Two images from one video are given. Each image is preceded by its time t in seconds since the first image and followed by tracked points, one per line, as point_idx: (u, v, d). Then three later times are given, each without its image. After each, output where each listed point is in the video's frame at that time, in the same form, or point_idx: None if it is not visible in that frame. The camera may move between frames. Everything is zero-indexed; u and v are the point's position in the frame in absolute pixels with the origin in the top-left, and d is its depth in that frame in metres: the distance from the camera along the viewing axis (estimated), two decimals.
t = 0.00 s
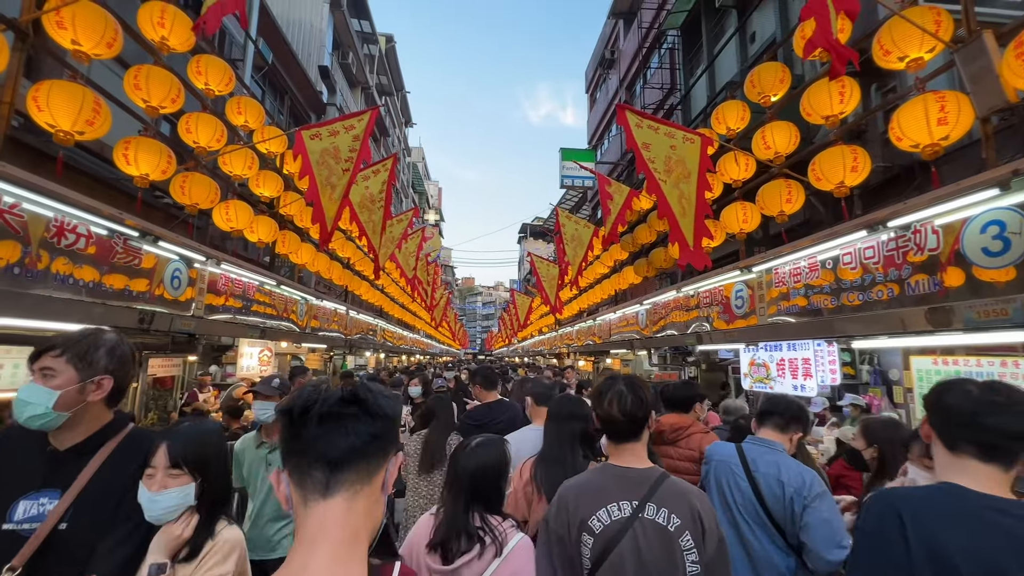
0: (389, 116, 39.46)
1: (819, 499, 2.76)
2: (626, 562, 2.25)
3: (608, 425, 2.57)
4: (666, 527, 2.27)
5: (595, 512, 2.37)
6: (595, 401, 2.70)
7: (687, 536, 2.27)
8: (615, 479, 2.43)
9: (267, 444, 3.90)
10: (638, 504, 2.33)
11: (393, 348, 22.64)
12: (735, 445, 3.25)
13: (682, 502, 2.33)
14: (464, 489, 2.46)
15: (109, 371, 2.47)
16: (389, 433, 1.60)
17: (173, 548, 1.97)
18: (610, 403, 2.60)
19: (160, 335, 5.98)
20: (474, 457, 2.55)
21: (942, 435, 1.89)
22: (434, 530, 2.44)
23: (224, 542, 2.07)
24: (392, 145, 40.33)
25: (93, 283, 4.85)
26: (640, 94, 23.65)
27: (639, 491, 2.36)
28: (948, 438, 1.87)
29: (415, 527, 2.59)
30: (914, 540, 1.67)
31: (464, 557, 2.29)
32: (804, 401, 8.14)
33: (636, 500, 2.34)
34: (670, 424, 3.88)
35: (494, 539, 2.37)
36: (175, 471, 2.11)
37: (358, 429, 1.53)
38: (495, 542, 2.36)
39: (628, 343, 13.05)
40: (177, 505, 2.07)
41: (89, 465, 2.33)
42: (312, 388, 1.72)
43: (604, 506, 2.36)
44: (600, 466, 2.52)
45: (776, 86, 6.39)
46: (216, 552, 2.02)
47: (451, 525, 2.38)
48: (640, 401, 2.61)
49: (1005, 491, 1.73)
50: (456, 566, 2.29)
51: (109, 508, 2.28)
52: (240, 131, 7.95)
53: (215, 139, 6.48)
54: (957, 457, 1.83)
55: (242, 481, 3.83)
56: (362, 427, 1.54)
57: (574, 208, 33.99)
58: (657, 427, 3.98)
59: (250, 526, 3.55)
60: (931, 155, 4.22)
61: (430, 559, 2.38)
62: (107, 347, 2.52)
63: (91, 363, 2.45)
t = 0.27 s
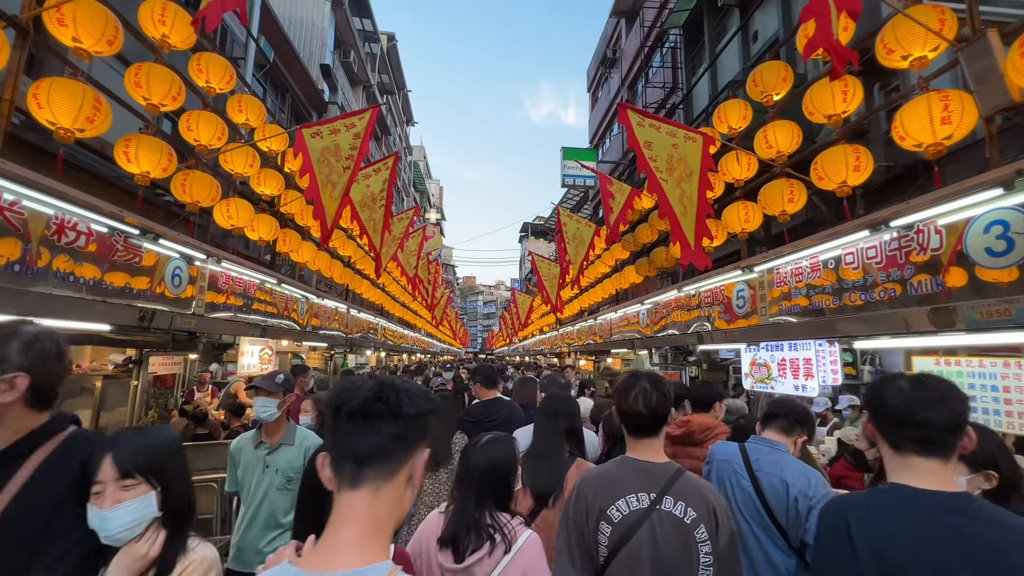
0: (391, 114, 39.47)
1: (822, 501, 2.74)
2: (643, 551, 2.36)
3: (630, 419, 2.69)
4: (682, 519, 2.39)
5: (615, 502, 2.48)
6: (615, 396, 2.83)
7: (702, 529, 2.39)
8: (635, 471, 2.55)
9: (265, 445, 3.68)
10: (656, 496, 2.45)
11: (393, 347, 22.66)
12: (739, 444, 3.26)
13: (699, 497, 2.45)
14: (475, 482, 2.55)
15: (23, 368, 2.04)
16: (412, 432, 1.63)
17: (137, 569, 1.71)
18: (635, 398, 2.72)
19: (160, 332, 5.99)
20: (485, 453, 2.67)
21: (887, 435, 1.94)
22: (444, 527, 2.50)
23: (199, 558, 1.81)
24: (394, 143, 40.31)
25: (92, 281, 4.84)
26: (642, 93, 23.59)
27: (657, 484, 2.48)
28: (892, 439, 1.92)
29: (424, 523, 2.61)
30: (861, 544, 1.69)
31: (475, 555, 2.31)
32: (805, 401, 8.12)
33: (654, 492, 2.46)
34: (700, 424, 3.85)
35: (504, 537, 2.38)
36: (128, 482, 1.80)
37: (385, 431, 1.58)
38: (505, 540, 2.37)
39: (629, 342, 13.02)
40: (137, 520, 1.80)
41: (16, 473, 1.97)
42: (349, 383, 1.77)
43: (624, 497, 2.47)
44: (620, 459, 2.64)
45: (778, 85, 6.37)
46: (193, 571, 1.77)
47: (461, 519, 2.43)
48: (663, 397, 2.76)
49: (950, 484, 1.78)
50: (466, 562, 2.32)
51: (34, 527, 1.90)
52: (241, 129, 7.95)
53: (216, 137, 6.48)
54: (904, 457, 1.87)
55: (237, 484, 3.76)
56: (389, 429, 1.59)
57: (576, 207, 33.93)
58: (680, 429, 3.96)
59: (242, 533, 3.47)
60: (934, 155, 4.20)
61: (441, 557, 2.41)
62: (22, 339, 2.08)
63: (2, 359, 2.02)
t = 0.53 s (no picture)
0: (394, 113, 39.47)
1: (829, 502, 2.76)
2: (662, 545, 2.50)
3: (655, 415, 2.84)
4: (702, 515, 2.54)
5: (637, 496, 2.62)
6: (641, 393, 2.95)
7: (718, 525, 2.55)
8: (656, 467, 2.69)
9: (266, 446, 3.65)
10: (677, 492, 2.59)
11: (396, 345, 22.69)
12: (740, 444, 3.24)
13: (715, 494, 2.62)
14: (490, 477, 2.67)
15: None
16: (467, 432, 1.71)
17: None
18: (670, 395, 2.84)
19: (164, 330, 6.02)
20: (498, 450, 2.80)
21: (833, 435, 2.13)
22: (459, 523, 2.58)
23: (171, 572, 1.79)
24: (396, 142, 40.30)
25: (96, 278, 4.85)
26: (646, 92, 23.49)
27: (678, 481, 2.63)
28: (839, 440, 2.10)
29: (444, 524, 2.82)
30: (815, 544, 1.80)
31: (489, 553, 2.37)
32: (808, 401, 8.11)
33: (676, 488, 2.61)
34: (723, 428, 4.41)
35: (517, 535, 2.44)
36: (78, 491, 1.72)
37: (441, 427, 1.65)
38: (518, 538, 2.42)
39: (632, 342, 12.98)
40: (93, 532, 1.74)
41: None
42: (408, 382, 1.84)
43: (646, 491, 2.62)
44: (641, 456, 2.77)
45: (783, 84, 6.34)
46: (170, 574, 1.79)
47: (477, 514, 2.53)
48: (692, 396, 2.91)
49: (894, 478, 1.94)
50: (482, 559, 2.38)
51: None
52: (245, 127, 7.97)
53: (220, 135, 6.50)
54: (846, 453, 2.07)
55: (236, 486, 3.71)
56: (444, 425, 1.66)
57: (579, 206, 33.84)
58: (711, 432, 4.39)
59: (239, 536, 3.39)
60: (939, 155, 4.18)
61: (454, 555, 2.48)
62: None
63: None
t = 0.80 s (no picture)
0: (396, 109, 39.38)
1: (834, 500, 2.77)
2: (674, 536, 2.59)
3: (675, 411, 2.85)
4: (714, 509, 2.62)
5: (650, 488, 2.70)
6: (664, 390, 2.94)
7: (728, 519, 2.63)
8: (672, 461, 2.75)
9: (256, 449, 3.52)
10: (689, 486, 2.67)
11: (398, 342, 22.71)
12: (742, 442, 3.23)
13: (727, 488, 2.69)
14: (502, 473, 2.74)
15: None
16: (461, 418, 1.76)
17: None
18: (699, 394, 2.87)
19: (167, 325, 6.04)
20: (512, 444, 2.85)
21: (819, 427, 2.12)
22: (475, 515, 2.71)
23: None
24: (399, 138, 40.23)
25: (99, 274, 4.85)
26: (649, 88, 23.35)
27: (691, 475, 2.70)
28: (824, 431, 2.09)
29: (455, 516, 2.89)
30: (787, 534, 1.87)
31: (504, 544, 2.51)
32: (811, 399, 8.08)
33: (688, 482, 2.68)
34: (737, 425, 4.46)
35: (530, 527, 2.55)
36: (37, 502, 1.59)
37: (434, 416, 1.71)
38: (531, 530, 2.53)
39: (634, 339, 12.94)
40: (54, 548, 1.60)
41: None
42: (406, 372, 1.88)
43: (660, 484, 2.69)
44: (655, 449, 2.85)
45: (788, 79, 6.29)
46: None
47: (491, 510, 2.64)
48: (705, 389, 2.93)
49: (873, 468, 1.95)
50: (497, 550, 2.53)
51: None
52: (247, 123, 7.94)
53: (221, 131, 6.48)
54: (830, 446, 2.06)
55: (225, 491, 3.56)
56: (438, 414, 1.72)
57: (581, 202, 33.73)
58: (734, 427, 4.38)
59: (229, 545, 3.27)
60: (946, 150, 4.14)
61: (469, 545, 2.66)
62: None
63: None
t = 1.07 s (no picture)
0: (400, 104, 39.24)
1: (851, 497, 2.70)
2: (686, 534, 2.52)
3: (685, 407, 2.82)
4: (725, 503, 2.57)
5: (661, 484, 2.62)
6: (675, 385, 2.90)
7: (741, 514, 2.58)
8: (682, 456, 2.70)
9: (228, 456, 3.05)
10: (699, 480, 2.61)
11: (402, 337, 22.67)
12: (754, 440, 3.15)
13: (738, 483, 2.64)
14: (517, 466, 2.70)
15: None
16: (434, 406, 1.77)
17: None
18: (710, 390, 2.85)
19: (170, 319, 5.99)
20: (524, 438, 2.81)
21: (860, 425, 2.02)
22: (492, 506, 2.71)
23: None
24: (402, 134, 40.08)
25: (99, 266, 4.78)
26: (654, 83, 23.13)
27: (701, 470, 2.64)
28: (866, 429, 1.99)
29: (470, 508, 2.86)
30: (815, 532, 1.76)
31: (517, 535, 2.50)
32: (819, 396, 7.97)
33: (699, 477, 2.63)
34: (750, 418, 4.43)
35: (543, 520, 2.52)
36: None
37: (406, 406, 1.72)
38: (545, 523, 2.51)
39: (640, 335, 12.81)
40: None
41: None
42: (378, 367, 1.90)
43: (671, 479, 2.63)
44: (664, 444, 2.79)
45: (801, 70, 6.16)
46: None
47: (507, 501, 2.63)
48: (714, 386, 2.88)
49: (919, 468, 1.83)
50: (509, 541, 2.52)
51: None
52: (251, 115, 7.87)
53: (225, 122, 6.41)
54: (874, 444, 1.95)
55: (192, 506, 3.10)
56: (410, 402, 1.73)
57: (586, 199, 33.54)
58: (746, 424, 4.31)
59: (204, 566, 2.86)
60: (967, 141, 4.02)
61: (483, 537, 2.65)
62: None
63: None
